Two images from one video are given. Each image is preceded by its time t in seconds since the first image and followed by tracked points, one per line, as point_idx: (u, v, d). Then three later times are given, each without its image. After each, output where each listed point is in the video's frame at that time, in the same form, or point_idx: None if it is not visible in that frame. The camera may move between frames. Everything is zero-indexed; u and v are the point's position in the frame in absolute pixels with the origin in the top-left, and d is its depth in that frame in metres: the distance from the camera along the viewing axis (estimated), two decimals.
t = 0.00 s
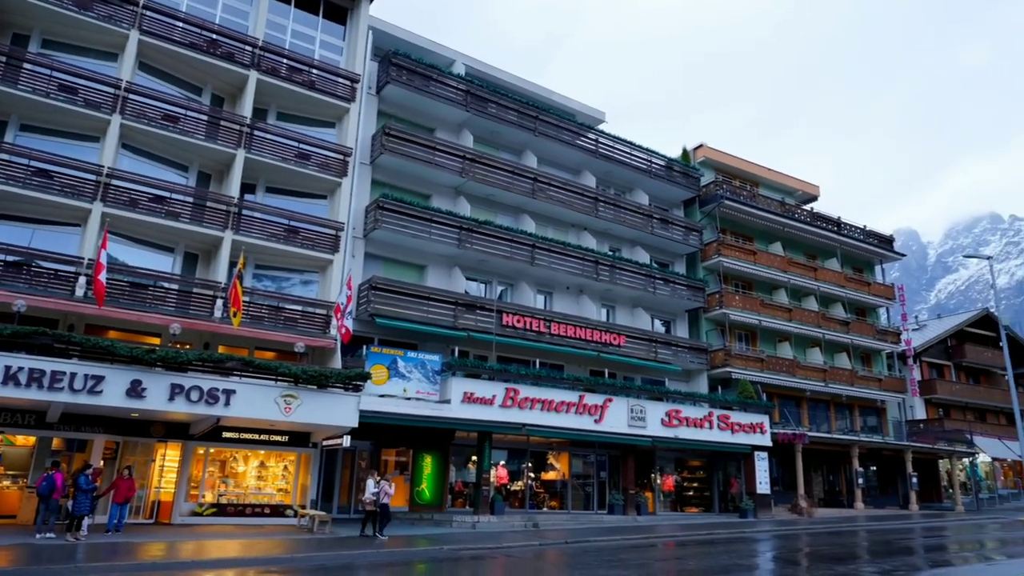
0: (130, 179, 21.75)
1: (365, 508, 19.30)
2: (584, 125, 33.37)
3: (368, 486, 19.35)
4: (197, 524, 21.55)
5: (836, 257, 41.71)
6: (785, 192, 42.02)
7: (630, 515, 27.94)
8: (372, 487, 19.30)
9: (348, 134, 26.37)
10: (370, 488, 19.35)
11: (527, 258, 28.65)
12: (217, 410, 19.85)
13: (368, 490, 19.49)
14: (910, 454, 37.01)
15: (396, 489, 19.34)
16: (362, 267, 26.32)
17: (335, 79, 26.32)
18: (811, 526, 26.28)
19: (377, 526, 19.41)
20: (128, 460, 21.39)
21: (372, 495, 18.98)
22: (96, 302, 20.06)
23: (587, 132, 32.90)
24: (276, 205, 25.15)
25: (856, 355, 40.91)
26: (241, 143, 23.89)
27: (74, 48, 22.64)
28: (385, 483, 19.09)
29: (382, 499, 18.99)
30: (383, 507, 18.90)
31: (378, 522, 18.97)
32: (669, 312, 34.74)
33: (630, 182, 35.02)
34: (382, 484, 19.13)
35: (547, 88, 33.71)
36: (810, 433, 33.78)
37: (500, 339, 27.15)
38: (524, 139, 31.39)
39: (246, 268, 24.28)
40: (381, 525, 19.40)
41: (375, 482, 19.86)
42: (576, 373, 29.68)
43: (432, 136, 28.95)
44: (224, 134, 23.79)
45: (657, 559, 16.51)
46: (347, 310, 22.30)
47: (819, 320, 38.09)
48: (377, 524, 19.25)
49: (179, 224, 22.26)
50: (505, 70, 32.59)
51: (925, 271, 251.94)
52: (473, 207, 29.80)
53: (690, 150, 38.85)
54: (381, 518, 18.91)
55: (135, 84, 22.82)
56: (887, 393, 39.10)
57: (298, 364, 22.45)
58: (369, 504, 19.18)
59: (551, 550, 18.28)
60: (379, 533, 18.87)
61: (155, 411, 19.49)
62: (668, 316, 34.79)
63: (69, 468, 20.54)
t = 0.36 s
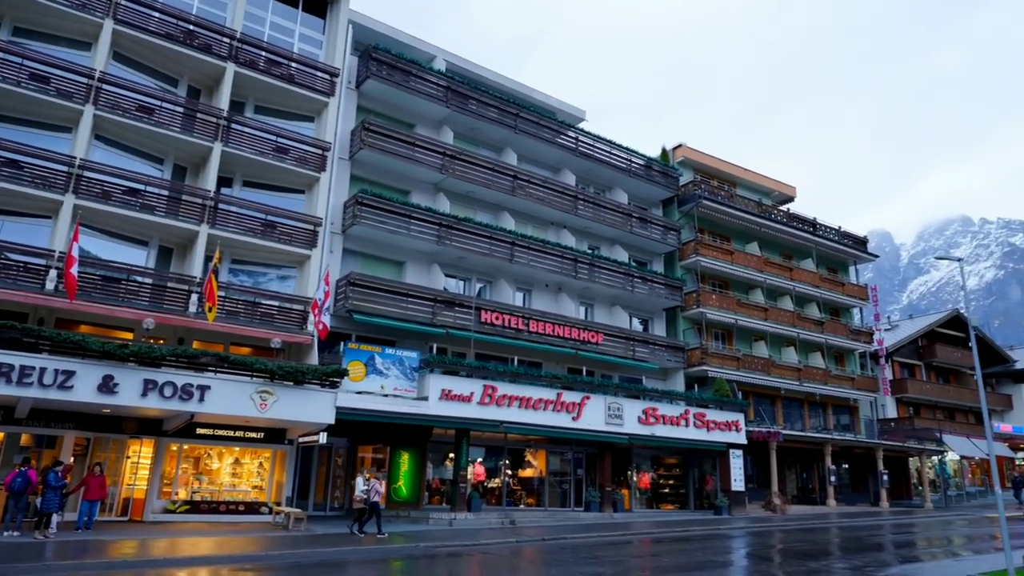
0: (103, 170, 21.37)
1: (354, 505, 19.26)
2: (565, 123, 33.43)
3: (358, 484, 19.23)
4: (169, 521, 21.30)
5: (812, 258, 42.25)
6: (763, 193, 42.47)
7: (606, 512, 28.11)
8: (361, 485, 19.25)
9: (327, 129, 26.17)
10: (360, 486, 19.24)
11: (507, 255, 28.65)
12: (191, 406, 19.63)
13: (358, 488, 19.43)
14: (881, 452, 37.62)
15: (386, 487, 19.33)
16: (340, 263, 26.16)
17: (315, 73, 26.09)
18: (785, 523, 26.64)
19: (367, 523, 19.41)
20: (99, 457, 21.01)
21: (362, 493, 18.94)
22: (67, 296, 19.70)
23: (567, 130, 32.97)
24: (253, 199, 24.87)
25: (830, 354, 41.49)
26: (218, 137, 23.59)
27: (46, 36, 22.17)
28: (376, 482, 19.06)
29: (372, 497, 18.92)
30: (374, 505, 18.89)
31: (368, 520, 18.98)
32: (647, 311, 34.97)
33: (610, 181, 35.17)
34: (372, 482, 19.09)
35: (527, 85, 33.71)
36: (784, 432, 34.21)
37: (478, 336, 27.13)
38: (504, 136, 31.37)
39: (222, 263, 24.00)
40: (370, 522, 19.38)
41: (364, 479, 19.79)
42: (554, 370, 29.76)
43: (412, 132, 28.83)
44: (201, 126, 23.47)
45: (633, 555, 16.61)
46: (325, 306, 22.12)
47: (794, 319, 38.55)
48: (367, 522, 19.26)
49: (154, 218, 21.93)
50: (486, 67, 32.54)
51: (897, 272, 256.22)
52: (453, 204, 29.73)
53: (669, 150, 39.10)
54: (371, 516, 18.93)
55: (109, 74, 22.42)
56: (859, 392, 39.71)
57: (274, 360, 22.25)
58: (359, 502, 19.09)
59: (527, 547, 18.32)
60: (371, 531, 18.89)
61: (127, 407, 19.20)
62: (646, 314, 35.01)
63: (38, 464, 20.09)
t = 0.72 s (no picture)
0: (75, 162, 20.97)
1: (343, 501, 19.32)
2: (545, 120, 33.45)
3: (348, 481, 19.34)
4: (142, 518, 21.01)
5: (788, 257, 42.73)
6: (741, 192, 42.86)
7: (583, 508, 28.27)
8: (351, 481, 19.32)
9: (306, 122, 25.93)
10: (350, 483, 19.34)
11: (486, 252, 28.62)
12: (165, 402, 19.39)
13: (348, 484, 19.50)
14: (853, 449, 38.22)
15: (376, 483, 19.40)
16: (318, 258, 25.96)
17: (293, 65, 25.83)
18: (759, 519, 26.99)
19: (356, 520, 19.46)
20: (69, 453, 20.74)
21: (352, 489, 19.01)
22: (37, 289, 19.33)
23: (547, 128, 32.99)
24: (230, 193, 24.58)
25: (805, 353, 42.03)
26: (195, 129, 23.28)
27: (17, 23, 21.69)
28: (366, 478, 19.13)
29: (362, 493, 18.97)
30: (363, 501, 18.94)
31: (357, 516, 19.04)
32: (626, 309, 35.15)
33: (590, 179, 35.28)
34: (362, 478, 19.17)
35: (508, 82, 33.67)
36: (759, 429, 34.63)
37: (457, 332, 27.09)
38: (484, 133, 31.31)
39: (197, 256, 23.69)
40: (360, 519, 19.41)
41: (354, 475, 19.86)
42: (533, 367, 29.80)
43: (392, 127, 28.66)
44: (176, 118, 23.14)
45: (609, 551, 16.71)
46: (302, 301, 21.93)
47: (770, 318, 38.99)
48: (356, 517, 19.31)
49: (128, 210, 21.58)
50: (467, 63, 32.43)
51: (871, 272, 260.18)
52: (432, 199, 29.61)
53: (649, 148, 39.29)
54: (360, 512, 18.99)
55: (83, 63, 22.00)
56: (833, 390, 40.29)
57: (250, 355, 22.00)
58: (348, 498, 19.15)
59: (504, 543, 18.36)
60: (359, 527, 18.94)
61: (98, 403, 18.90)
62: (624, 312, 35.18)
63: (7, 461, 19.71)
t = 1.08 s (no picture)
0: (52, 154, 20.61)
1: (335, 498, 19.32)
2: (529, 117, 33.46)
3: (340, 478, 19.34)
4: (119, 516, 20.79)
5: (769, 257, 43.14)
6: (723, 191, 43.18)
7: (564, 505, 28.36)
8: (343, 479, 19.31)
9: (288, 117, 25.72)
10: (342, 480, 19.33)
11: (469, 249, 28.59)
12: (143, 398, 19.15)
13: (340, 480, 19.48)
14: (831, 446, 38.70)
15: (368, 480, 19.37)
16: (300, 254, 25.78)
17: (276, 59, 25.61)
18: (738, 516, 27.23)
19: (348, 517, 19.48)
20: (44, 450, 20.32)
21: (343, 487, 19.00)
22: (12, 283, 18.99)
23: (531, 125, 33.01)
24: (210, 187, 24.32)
25: (784, 351, 42.48)
26: (174, 122, 23.00)
27: None
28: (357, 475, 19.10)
29: (353, 491, 18.94)
30: (354, 498, 18.93)
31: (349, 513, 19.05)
32: (608, 307, 35.28)
33: (573, 177, 35.37)
34: (354, 476, 19.14)
35: (492, 79, 33.62)
36: (738, 427, 34.95)
37: (439, 329, 27.04)
38: (468, 130, 31.26)
39: (176, 251, 23.42)
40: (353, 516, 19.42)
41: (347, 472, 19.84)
42: (515, 364, 29.83)
43: (375, 122, 28.52)
44: (156, 111, 22.85)
45: (590, 548, 16.79)
46: (284, 297, 21.78)
47: (750, 317, 39.34)
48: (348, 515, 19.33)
49: (105, 203, 21.27)
50: (451, 59, 32.35)
51: (850, 272, 263.39)
52: (415, 196, 29.51)
53: (632, 147, 39.44)
54: (352, 509, 19.00)
55: (60, 53, 21.62)
56: (812, 388, 40.75)
57: (229, 351, 21.79)
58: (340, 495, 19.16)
59: (485, 540, 18.38)
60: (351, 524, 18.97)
61: (74, 399, 18.63)
62: (606, 310, 35.31)
63: None
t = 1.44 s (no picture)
0: (30, 146, 20.29)
1: (329, 495, 19.39)
2: (515, 114, 33.44)
3: (334, 476, 19.38)
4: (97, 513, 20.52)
5: (751, 256, 43.47)
6: (707, 190, 43.43)
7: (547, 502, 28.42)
8: (337, 476, 19.35)
9: (271, 111, 25.51)
10: (336, 478, 19.39)
11: (453, 245, 28.53)
12: (122, 394, 18.95)
13: (334, 478, 19.50)
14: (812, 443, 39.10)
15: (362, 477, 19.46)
16: (283, 249, 25.60)
17: (259, 52, 25.37)
18: (719, 512, 27.47)
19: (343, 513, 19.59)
20: (21, 446, 20.00)
21: (338, 485, 19.05)
22: None
23: (516, 122, 33.00)
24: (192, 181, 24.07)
25: (766, 349, 42.83)
26: (156, 115, 22.72)
27: None
28: (352, 473, 19.16)
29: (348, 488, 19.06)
30: (350, 496, 19.04)
31: (344, 510, 19.18)
32: (592, 304, 35.38)
33: (558, 174, 35.41)
34: (348, 474, 19.19)
35: (478, 75, 33.54)
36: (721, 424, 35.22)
37: (423, 326, 26.97)
38: (453, 126, 31.18)
39: (157, 245, 23.15)
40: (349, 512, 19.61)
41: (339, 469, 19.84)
42: (499, 361, 29.82)
43: (360, 118, 28.37)
44: (137, 103, 22.56)
45: (573, 544, 16.85)
46: (266, 293, 21.60)
47: (733, 315, 39.63)
48: (343, 512, 19.44)
49: (85, 196, 20.99)
50: (436, 55, 32.23)
51: (831, 272, 266.12)
52: (400, 192, 29.39)
53: (617, 145, 39.54)
54: (347, 506, 19.13)
55: (38, 44, 21.26)
56: (793, 386, 41.08)
57: (210, 347, 21.58)
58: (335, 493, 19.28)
59: (468, 536, 18.39)
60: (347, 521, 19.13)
61: (52, 394, 18.37)
62: (590, 307, 35.41)
63: None
